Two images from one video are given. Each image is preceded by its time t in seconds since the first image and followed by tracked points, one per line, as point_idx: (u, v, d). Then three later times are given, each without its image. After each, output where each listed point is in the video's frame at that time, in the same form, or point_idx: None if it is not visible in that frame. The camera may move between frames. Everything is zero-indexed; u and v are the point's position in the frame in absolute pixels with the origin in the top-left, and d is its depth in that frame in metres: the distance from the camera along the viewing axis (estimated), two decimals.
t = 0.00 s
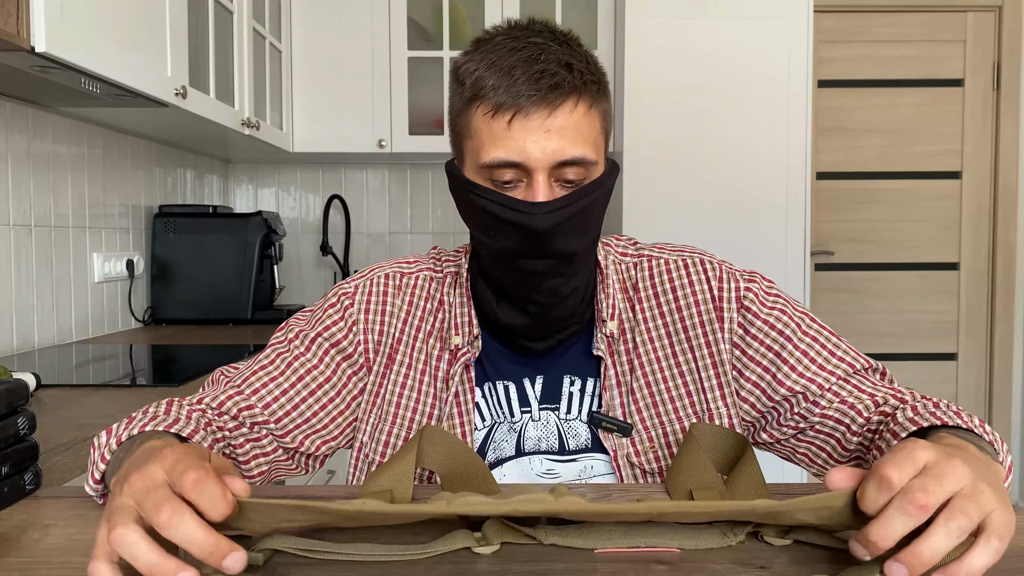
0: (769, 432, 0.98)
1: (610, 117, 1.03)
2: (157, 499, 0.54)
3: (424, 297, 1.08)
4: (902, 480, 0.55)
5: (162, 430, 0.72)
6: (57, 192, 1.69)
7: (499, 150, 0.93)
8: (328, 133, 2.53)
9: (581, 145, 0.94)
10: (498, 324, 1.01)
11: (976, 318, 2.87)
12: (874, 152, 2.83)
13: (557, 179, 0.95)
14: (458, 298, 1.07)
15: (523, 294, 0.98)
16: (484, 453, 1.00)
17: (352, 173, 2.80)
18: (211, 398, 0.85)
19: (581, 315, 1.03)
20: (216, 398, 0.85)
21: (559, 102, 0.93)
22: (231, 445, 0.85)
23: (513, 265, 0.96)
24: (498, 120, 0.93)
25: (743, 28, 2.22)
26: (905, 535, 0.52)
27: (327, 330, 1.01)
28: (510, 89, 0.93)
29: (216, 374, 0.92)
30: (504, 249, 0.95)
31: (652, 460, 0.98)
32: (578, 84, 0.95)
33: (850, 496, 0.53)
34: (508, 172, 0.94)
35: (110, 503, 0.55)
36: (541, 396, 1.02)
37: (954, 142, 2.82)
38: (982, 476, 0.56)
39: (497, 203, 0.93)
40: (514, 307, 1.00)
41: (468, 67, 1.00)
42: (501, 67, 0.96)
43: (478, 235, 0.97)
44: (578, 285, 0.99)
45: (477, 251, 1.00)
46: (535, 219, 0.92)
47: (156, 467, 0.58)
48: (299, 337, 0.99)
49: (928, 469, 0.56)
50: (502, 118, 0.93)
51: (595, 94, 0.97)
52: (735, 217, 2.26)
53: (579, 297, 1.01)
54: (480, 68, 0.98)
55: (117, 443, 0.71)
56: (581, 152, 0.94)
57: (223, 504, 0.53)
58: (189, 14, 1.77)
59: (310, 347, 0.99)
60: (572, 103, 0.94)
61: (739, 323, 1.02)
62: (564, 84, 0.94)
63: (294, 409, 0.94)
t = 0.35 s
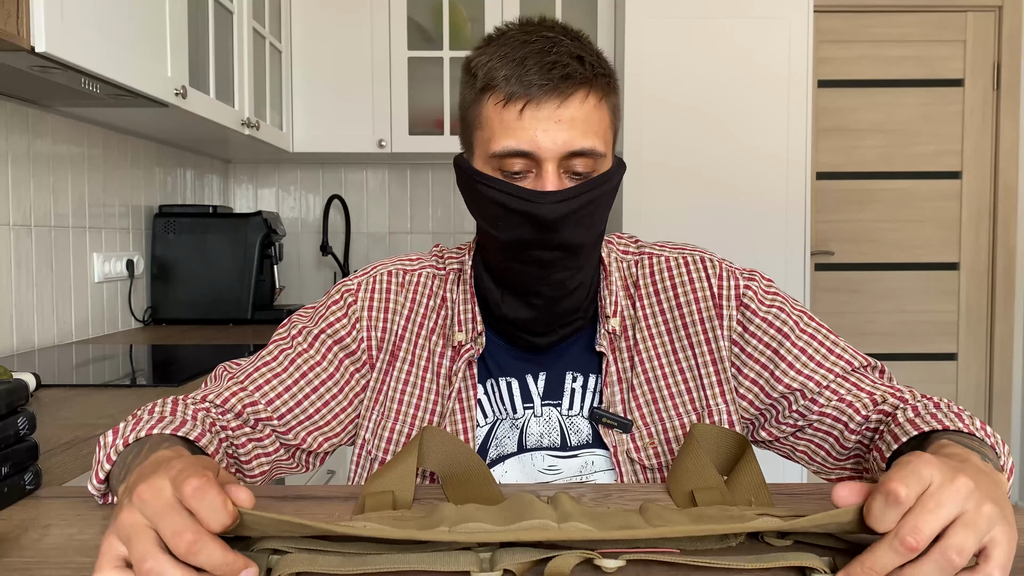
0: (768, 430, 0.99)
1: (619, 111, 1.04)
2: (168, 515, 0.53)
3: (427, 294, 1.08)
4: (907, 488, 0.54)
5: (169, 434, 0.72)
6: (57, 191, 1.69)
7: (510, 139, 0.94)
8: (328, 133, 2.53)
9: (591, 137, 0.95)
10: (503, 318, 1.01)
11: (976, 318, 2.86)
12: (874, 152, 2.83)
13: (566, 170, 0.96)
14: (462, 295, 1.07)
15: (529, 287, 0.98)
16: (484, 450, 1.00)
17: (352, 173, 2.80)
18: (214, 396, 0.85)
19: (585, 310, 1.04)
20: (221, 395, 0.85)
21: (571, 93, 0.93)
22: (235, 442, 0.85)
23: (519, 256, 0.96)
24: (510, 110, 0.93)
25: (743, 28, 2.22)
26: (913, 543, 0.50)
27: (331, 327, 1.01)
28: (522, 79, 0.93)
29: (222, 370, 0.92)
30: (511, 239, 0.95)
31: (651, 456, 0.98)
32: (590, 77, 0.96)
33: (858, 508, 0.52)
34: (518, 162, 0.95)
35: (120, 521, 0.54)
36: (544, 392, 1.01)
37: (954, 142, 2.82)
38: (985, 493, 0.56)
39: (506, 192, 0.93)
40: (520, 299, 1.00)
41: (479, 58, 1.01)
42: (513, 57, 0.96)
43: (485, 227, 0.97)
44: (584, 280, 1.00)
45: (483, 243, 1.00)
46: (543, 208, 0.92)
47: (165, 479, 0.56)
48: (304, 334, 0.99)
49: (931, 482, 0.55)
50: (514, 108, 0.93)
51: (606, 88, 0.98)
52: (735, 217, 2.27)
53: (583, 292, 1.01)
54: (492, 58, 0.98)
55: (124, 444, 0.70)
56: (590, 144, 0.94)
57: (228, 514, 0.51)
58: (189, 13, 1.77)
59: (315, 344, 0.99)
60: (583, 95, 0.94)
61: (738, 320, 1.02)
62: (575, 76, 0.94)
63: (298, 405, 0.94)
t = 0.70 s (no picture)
0: (769, 429, 0.99)
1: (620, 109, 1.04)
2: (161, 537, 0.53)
3: (427, 293, 1.08)
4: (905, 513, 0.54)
5: (177, 435, 0.72)
6: (57, 191, 1.69)
7: (512, 137, 0.94)
8: (327, 133, 2.53)
9: (593, 135, 0.95)
10: (505, 315, 1.01)
11: (976, 318, 2.86)
12: (874, 152, 2.83)
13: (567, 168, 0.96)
14: (464, 294, 1.07)
15: (532, 284, 0.98)
16: (485, 449, 1.00)
17: (352, 173, 2.80)
18: (217, 396, 0.85)
19: (587, 307, 1.04)
20: (224, 395, 0.85)
21: (573, 91, 0.93)
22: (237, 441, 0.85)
23: (523, 254, 0.96)
24: (512, 109, 0.94)
25: (744, 28, 2.22)
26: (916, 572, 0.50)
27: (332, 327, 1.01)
28: (524, 78, 0.94)
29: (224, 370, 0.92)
30: (514, 235, 0.94)
31: (652, 455, 0.99)
32: (591, 74, 0.96)
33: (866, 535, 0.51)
34: (520, 160, 0.95)
35: (116, 527, 0.54)
36: (545, 390, 1.01)
37: (954, 142, 2.82)
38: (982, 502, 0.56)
39: (509, 190, 0.93)
40: (523, 296, 1.00)
41: (480, 57, 1.01)
42: (515, 56, 0.96)
43: (488, 224, 0.97)
44: (586, 277, 1.00)
45: (486, 241, 1.00)
46: (547, 205, 0.92)
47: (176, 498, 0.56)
48: (305, 333, 0.99)
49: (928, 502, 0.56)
50: (516, 107, 0.94)
51: (608, 86, 0.98)
52: (736, 217, 2.27)
53: (585, 289, 1.01)
54: (494, 57, 0.99)
55: (132, 443, 0.70)
56: (591, 142, 0.94)
57: (219, 559, 0.50)
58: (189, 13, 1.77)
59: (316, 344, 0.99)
60: (584, 93, 0.94)
61: (739, 319, 1.02)
62: (577, 74, 0.94)
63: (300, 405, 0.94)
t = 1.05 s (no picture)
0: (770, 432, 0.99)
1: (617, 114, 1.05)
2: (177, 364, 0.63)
3: (423, 300, 1.08)
4: (848, 314, 0.65)
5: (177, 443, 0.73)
6: (57, 191, 1.69)
7: (521, 148, 0.94)
8: (327, 133, 2.53)
9: (599, 142, 0.95)
10: (508, 320, 1.02)
11: (976, 318, 2.86)
12: (875, 152, 2.83)
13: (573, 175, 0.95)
14: (461, 299, 1.07)
15: (539, 289, 0.98)
16: (484, 454, 1.00)
17: (352, 173, 2.81)
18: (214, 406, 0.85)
19: (588, 310, 1.04)
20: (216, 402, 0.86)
21: (580, 101, 0.94)
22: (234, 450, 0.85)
23: (530, 261, 0.96)
24: (520, 119, 0.93)
25: (744, 28, 2.22)
26: (885, 253, 0.63)
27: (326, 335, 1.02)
28: (531, 89, 0.94)
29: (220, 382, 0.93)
30: (523, 244, 0.94)
31: (653, 459, 0.99)
32: (593, 82, 0.97)
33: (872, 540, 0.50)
34: (527, 170, 0.95)
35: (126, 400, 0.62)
36: (544, 394, 1.02)
37: (954, 142, 2.83)
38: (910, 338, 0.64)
39: (518, 200, 0.93)
40: (528, 300, 1.00)
41: (480, 67, 1.01)
42: (518, 67, 0.96)
43: (495, 231, 0.96)
44: (589, 280, 1.00)
45: (488, 248, 1.00)
46: (557, 214, 0.92)
47: (230, 306, 0.61)
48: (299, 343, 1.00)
49: (873, 342, 0.65)
50: (523, 118, 0.93)
51: (609, 94, 0.99)
52: (736, 217, 2.27)
53: (587, 292, 1.01)
54: (495, 67, 0.98)
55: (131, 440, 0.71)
56: (597, 149, 0.95)
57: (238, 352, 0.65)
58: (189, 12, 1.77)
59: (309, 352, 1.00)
60: (589, 101, 0.95)
61: (741, 327, 1.02)
62: (582, 84, 0.95)
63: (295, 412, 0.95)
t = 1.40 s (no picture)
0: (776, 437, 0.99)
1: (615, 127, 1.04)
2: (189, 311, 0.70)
3: (422, 311, 1.08)
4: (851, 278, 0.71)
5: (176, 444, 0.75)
6: (57, 192, 1.69)
7: (523, 169, 0.92)
8: (327, 133, 2.53)
9: (602, 158, 0.94)
10: (510, 332, 1.01)
11: (976, 317, 2.86)
12: (875, 152, 2.83)
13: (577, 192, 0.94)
14: (462, 310, 1.07)
15: (547, 302, 0.98)
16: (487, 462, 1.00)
17: (352, 173, 2.81)
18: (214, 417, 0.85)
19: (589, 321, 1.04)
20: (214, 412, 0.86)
21: (582, 119, 0.93)
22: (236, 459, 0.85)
23: (538, 278, 0.96)
24: (522, 141, 0.92)
25: (744, 28, 2.22)
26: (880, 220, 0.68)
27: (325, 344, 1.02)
28: (531, 110, 0.93)
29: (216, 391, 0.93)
30: (533, 264, 0.94)
31: (657, 466, 0.99)
32: (593, 98, 0.96)
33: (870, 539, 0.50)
34: (530, 191, 0.93)
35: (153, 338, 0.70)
36: (547, 402, 1.02)
37: (954, 142, 2.83)
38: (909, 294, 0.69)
39: (527, 222, 0.92)
40: (534, 313, 1.00)
41: (477, 87, 1.00)
42: (516, 88, 0.95)
43: (502, 250, 0.96)
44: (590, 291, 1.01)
45: (490, 262, 0.99)
46: (563, 235, 0.91)
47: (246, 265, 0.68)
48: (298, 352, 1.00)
49: (877, 296, 0.70)
50: (525, 139, 0.92)
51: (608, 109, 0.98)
52: (736, 217, 2.27)
53: (589, 302, 1.02)
54: (493, 87, 0.97)
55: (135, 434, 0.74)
56: (601, 166, 0.94)
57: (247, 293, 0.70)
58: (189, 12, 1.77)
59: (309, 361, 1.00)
60: (591, 117, 0.94)
61: (744, 333, 1.02)
62: (583, 101, 0.94)
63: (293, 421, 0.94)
